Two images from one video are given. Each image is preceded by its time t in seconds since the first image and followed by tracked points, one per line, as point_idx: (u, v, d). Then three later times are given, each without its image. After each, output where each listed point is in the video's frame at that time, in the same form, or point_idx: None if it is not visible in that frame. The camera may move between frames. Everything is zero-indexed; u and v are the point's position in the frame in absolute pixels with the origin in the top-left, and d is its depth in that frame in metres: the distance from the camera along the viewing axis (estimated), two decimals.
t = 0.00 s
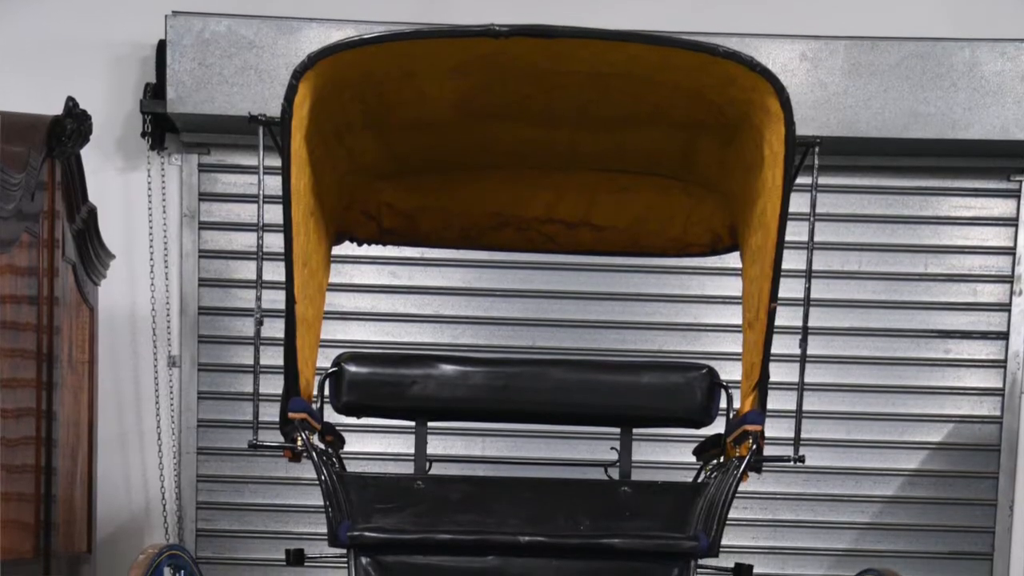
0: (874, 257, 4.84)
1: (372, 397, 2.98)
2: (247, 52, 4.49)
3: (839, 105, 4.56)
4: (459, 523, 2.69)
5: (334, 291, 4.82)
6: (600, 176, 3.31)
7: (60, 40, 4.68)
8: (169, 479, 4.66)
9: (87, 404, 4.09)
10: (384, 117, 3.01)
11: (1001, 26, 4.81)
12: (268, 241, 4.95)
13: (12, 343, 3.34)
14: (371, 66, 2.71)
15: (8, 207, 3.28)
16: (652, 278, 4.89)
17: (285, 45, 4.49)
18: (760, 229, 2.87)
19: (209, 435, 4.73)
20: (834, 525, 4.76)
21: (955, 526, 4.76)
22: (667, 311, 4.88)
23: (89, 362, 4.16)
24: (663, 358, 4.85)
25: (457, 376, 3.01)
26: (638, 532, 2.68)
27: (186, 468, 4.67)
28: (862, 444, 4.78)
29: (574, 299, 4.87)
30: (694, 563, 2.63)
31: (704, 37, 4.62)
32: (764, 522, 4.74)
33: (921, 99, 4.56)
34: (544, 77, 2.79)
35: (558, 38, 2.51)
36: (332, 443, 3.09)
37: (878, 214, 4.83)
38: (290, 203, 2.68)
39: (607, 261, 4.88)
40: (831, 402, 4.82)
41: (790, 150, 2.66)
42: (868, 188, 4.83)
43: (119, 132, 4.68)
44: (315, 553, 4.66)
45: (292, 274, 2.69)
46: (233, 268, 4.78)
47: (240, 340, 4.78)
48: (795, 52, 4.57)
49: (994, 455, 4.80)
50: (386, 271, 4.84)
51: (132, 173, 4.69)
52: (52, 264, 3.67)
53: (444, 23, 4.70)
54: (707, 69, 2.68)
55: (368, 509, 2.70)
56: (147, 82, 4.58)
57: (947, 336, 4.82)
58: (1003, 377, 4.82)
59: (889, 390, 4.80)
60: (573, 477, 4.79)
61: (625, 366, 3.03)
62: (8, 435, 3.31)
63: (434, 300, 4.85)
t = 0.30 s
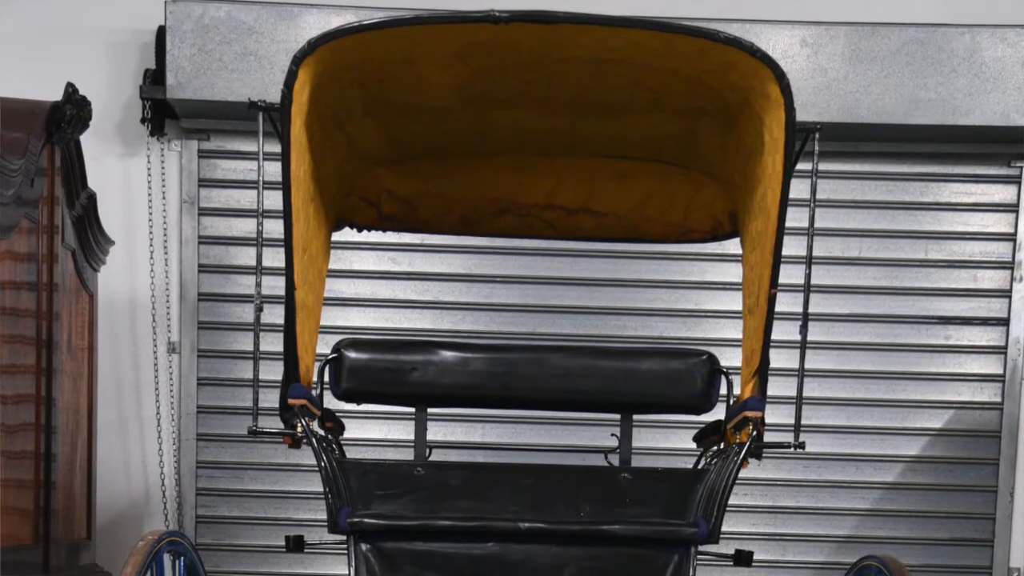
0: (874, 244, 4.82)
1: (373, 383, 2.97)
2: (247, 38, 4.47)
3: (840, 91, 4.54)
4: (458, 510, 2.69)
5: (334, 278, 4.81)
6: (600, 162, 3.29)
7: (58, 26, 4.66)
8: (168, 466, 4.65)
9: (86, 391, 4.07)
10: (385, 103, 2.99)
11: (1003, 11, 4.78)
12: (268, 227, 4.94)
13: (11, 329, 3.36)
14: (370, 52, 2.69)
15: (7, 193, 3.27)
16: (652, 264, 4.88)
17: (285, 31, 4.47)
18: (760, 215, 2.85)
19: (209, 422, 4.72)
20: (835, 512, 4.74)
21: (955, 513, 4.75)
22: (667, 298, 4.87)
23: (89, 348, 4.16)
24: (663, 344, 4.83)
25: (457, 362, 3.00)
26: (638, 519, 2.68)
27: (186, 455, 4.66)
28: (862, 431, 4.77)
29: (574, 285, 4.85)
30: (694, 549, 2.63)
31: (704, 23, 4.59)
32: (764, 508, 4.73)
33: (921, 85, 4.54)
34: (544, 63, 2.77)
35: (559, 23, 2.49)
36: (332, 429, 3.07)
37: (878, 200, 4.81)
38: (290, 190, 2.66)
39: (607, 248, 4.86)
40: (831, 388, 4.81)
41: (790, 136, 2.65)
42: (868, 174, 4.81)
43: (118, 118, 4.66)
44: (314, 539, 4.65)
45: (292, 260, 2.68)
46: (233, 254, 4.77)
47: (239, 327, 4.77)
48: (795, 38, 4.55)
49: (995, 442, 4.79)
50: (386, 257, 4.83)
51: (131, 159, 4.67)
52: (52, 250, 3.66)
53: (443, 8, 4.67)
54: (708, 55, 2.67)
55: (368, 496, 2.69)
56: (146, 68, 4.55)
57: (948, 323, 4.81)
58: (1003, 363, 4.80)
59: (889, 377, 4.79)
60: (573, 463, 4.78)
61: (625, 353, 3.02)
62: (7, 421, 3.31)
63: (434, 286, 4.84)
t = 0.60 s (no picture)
0: (874, 226, 4.80)
1: (373, 366, 2.96)
2: (247, 21, 4.44)
3: (840, 74, 4.51)
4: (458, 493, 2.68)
5: (334, 260, 4.79)
6: (600, 144, 3.26)
7: (57, 8, 4.63)
8: (168, 450, 4.64)
9: (85, 374, 4.05)
10: (385, 86, 2.97)
11: None
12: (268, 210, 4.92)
13: (11, 311, 3.34)
14: (370, 35, 2.67)
15: (7, 175, 3.28)
16: (652, 247, 4.86)
17: (284, 13, 4.44)
18: (760, 197, 2.84)
19: (209, 404, 4.70)
20: (835, 494, 4.73)
21: (956, 495, 4.72)
22: (667, 280, 4.85)
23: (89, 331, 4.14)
24: (663, 327, 4.82)
25: (457, 345, 2.98)
26: (639, 501, 2.68)
27: (186, 438, 4.64)
28: (862, 413, 4.75)
29: (574, 268, 4.83)
30: (694, 532, 2.62)
31: (704, 5, 4.56)
32: (764, 491, 4.71)
33: (922, 68, 4.51)
34: (544, 46, 2.75)
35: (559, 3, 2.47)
36: (331, 413, 3.05)
37: (878, 182, 4.80)
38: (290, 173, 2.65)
39: (608, 230, 4.85)
40: (832, 370, 4.79)
41: (790, 119, 2.63)
42: (868, 157, 4.80)
43: (119, 100, 4.64)
44: (314, 522, 4.64)
45: (292, 243, 2.67)
46: (232, 237, 4.74)
47: (239, 309, 4.75)
48: (795, 20, 4.52)
49: (996, 424, 4.77)
50: (386, 240, 4.81)
51: (131, 142, 4.65)
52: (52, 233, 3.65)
53: None
54: (708, 38, 2.64)
55: (368, 479, 2.70)
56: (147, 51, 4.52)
57: (948, 305, 4.79)
58: (1003, 346, 4.79)
59: (890, 359, 4.78)
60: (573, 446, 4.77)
61: (625, 335, 3.00)
62: (6, 404, 3.31)
63: (434, 269, 4.82)
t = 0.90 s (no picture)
0: (874, 205, 4.78)
1: (373, 344, 2.94)
2: None
3: (841, 53, 4.47)
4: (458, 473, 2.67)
5: (333, 239, 4.77)
6: (600, 123, 3.23)
7: None
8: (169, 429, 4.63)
9: (85, 352, 4.02)
10: (384, 64, 2.93)
11: None
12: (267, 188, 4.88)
13: (9, 290, 3.37)
14: (369, 13, 2.64)
15: (5, 154, 3.28)
16: (652, 226, 4.83)
17: None
18: (761, 175, 2.81)
19: (208, 383, 4.67)
20: (836, 473, 4.71)
21: (957, 474, 4.71)
22: (668, 259, 4.83)
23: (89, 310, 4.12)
24: (664, 306, 4.80)
25: (457, 324, 2.96)
26: (639, 481, 2.67)
27: (186, 417, 4.62)
28: (863, 392, 4.74)
29: (575, 247, 4.81)
30: (695, 512, 2.61)
31: None
32: (765, 470, 4.70)
33: (923, 46, 4.47)
34: (544, 23, 2.72)
35: None
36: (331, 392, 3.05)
37: (878, 161, 4.77)
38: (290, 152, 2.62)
39: (608, 209, 4.82)
40: (832, 349, 4.76)
41: (791, 97, 2.61)
42: (868, 135, 4.77)
43: (118, 79, 4.61)
44: (314, 501, 4.63)
45: (292, 222, 2.64)
46: (232, 216, 4.71)
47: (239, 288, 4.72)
48: None
49: (997, 403, 4.76)
50: (386, 218, 4.78)
51: (131, 121, 4.62)
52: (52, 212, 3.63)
53: None
54: (708, 16, 2.61)
55: (367, 459, 2.69)
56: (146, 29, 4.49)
57: (949, 284, 4.77)
58: (1003, 324, 4.76)
59: (891, 338, 4.76)
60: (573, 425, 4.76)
61: (625, 314, 2.98)
62: (4, 382, 3.32)
63: (434, 247, 4.79)
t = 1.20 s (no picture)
0: (875, 180, 4.75)
1: (373, 320, 2.92)
2: None
3: (842, 27, 4.43)
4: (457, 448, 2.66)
5: (332, 214, 4.75)
6: (600, 97, 3.19)
7: None
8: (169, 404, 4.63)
9: (84, 328, 3.99)
10: (383, 38, 2.90)
11: None
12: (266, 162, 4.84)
13: (7, 266, 3.33)
14: None
15: (4, 129, 3.26)
16: (653, 201, 4.80)
17: None
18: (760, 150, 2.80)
19: (208, 358, 4.65)
20: (836, 449, 4.70)
21: (957, 450, 4.70)
22: (668, 235, 4.80)
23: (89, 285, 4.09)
24: (665, 281, 4.77)
25: (457, 299, 2.94)
26: (639, 456, 2.66)
27: (186, 392, 4.61)
28: (864, 367, 4.71)
29: (575, 222, 4.78)
30: (695, 487, 2.59)
31: None
32: (765, 446, 4.70)
33: (924, 21, 4.43)
34: None
35: None
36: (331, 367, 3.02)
37: (879, 136, 4.73)
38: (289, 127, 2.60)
39: (609, 184, 4.79)
40: (833, 324, 4.74)
41: (792, 71, 2.61)
42: (869, 110, 4.73)
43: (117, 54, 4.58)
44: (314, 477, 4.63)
45: (291, 197, 2.62)
46: (231, 191, 4.67)
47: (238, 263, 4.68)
48: None
49: (997, 378, 4.74)
50: (386, 193, 4.76)
51: (130, 96, 4.59)
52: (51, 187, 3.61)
53: None
54: None
55: (367, 434, 2.68)
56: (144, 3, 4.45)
57: (950, 260, 4.74)
58: (1004, 300, 4.74)
59: (892, 314, 4.73)
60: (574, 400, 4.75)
61: (626, 289, 2.96)
62: (4, 358, 3.30)
63: (434, 222, 4.77)
